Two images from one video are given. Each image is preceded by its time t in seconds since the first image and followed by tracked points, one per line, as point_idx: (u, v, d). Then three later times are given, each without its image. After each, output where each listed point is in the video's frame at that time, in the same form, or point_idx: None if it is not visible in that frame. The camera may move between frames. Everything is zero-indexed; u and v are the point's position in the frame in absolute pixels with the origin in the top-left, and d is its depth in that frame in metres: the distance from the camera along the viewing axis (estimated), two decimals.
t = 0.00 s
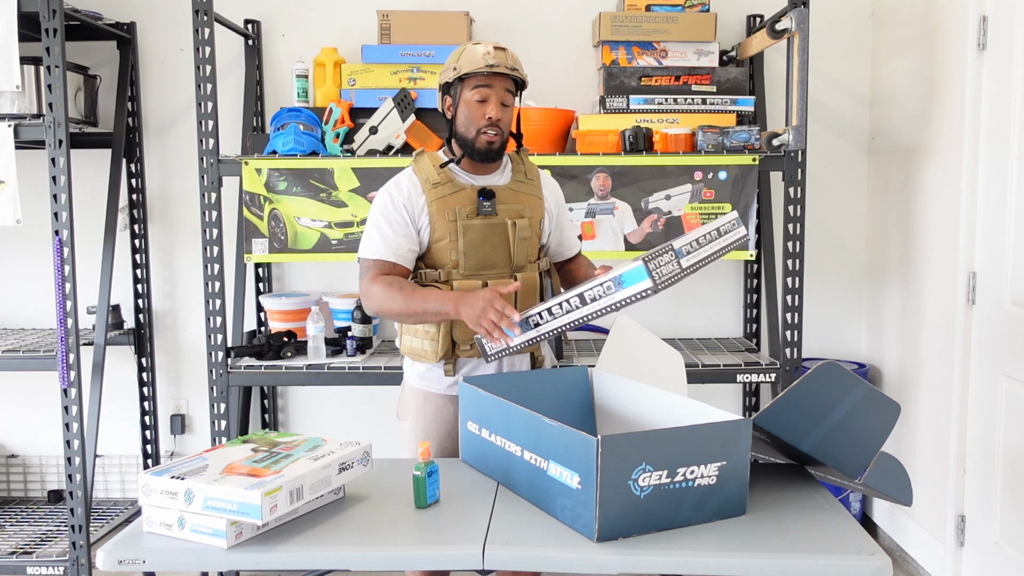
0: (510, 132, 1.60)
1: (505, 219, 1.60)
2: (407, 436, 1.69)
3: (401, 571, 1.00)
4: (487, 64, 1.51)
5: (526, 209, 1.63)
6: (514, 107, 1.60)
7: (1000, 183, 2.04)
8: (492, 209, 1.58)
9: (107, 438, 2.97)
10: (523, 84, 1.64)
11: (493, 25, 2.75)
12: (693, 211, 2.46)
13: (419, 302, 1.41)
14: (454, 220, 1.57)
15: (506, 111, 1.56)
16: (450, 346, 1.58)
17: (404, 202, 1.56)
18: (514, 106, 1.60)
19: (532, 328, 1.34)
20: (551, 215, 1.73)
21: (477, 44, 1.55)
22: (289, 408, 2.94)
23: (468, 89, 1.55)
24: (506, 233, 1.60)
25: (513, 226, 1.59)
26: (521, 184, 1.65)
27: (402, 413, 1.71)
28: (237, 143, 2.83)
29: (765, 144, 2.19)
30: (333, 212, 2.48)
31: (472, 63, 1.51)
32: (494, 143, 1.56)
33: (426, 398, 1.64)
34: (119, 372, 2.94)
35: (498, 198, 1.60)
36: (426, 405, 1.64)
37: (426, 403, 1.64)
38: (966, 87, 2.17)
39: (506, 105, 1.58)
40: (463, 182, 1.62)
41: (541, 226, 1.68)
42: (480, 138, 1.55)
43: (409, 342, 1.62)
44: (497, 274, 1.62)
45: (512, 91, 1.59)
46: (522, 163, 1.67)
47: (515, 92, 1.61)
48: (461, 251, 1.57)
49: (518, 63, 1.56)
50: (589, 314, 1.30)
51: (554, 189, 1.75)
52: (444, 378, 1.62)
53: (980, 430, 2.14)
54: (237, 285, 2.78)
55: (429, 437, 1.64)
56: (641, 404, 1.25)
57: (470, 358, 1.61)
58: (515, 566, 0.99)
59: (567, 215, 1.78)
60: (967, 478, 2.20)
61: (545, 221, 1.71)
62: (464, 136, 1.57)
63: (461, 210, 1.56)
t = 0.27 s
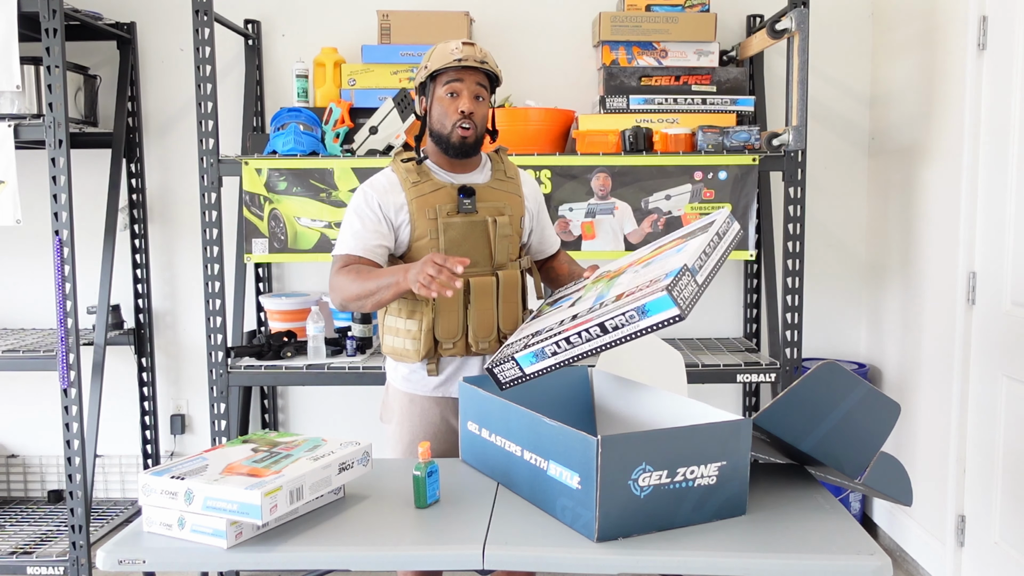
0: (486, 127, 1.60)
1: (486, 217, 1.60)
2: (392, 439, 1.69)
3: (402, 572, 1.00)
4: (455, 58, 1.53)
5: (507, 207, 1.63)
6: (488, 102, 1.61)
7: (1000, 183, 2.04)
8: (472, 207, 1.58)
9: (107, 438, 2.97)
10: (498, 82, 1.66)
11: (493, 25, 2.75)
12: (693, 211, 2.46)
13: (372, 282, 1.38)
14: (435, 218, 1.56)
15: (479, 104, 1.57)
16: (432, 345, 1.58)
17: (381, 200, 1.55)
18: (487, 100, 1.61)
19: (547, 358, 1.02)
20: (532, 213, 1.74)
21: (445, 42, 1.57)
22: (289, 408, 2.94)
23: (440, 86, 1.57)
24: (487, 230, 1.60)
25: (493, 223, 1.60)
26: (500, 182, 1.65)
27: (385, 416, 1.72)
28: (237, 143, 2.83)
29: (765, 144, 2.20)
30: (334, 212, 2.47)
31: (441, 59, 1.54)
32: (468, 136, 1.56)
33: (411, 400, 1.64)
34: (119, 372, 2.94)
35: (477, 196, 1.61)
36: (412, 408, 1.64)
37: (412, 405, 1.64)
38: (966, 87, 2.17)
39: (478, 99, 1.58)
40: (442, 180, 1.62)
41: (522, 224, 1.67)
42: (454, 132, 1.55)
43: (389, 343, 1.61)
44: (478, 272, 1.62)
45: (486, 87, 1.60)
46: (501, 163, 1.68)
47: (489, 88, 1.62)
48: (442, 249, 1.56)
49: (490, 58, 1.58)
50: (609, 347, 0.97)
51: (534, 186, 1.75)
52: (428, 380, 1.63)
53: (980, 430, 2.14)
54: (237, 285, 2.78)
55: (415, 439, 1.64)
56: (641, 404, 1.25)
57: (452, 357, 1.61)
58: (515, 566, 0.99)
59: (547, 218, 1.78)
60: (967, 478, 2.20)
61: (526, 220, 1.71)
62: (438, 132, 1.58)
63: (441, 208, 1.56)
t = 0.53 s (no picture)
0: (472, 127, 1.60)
1: (474, 217, 1.60)
2: (383, 440, 1.69)
3: (402, 572, 1.00)
4: (441, 59, 1.52)
5: (495, 207, 1.63)
6: (475, 102, 1.61)
7: (1000, 183, 2.04)
8: (459, 207, 1.58)
9: (108, 438, 2.97)
10: (484, 80, 1.65)
11: (493, 25, 2.75)
12: (693, 211, 2.46)
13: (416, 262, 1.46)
14: (422, 219, 1.56)
15: (466, 104, 1.57)
16: (420, 346, 1.58)
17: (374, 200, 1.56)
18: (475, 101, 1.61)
19: (529, 357, 1.03)
20: (521, 212, 1.73)
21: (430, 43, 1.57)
22: (289, 408, 2.94)
23: (426, 87, 1.57)
24: (474, 231, 1.60)
25: (481, 224, 1.59)
26: (488, 182, 1.65)
27: (378, 416, 1.72)
28: (237, 142, 2.83)
29: (765, 144, 2.19)
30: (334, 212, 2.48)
31: (426, 60, 1.54)
32: (456, 137, 1.56)
33: (402, 402, 1.64)
34: (119, 372, 2.94)
35: (465, 196, 1.60)
36: (403, 409, 1.64)
37: (403, 406, 1.64)
38: (966, 87, 2.17)
39: (465, 99, 1.58)
40: (430, 181, 1.62)
41: (512, 223, 1.67)
42: (440, 134, 1.55)
43: (378, 344, 1.62)
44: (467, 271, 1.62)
45: (472, 87, 1.60)
46: (490, 162, 1.67)
47: (475, 88, 1.62)
48: (429, 250, 1.57)
49: (475, 58, 1.58)
50: (595, 353, 0.97)
51: (523, 185, 1.74)
52: (418, 381, 1.63)
53: (981, 430, 2.14)
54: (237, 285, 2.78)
55: (405, 440, 1.64)
56: (641, 404, 1.25)
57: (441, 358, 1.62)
58: (515, 566, 0.99)
59: (540, 216, 1.78)
60: (967, 479, 2.20)
61: (515, 219, 1.71)
62: (425, 133, 1.57)
63: (428, 208, 1.56)
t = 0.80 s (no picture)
0: (481, 125, 1.60)
1: (483, 218, 1.59)
2: (389, 439, 1.69)
3: (402, 572, 1.00)
4: (447, 59, 1.53)
5: (504, 208, 1.63)
6: (482, 100, 1.61)
7: (1000, 184, 2.04)
8: (468, 208, 1.57)
9: (107, 438, 2.97)
10: (491, 78, 1.65)
11: (493, 25, 2.75)
12: (693, 211, 2.46)
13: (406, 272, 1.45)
14: (432, 219, 1.56)
15: (473, 103, 1.57)
16: (428, 346, 1.58)
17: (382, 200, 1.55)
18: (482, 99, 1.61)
19: (528, 359, 1.05)
20: (529, 214, 1.73)
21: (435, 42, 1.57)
22: (289, 408, 2.94)
23: (433, 87, 1.57)
24: (484, 231, 1.59)
25: (490, 224, 1.59)
26: (497, 183, 1.65)
27: (384, 416, 1.71)
28: (237, 142, 2.83)
29: (765, 144, 2.19)
30: (334, 212, 2.48)
31: (432, 60, 1.54)
32: (466, 136, 1.56)
33: (408, 402, 1.64)
34: (119, 372, 2.94)
35: (474, 196, 1.60)
36: (408, 409, 1.64)
37: (408, 406, 1.64)
38: (966, 87, 2.17)
39: (472, 97, 1.58)
40: (439, 181, 1.62)
41: (521, 225, 1.67)
42: (450, 133, 1.56)
43: (387, 343, 1.62)
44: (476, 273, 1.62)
45: (478, 85, 1.60)
46: (499, 164, 1.68)
47: (481, 85, 1.62)
48: (438, 250, 1.56)
49: (481, 56, 1.58)
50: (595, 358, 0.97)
51: (532, 187, 1.74)
52: (424, 381, 1.63)
53: (981, 431, 2.14)
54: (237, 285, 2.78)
55: (409, 439, 1.64)
56: (641, 404, 1.25)
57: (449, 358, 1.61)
58: (515, 566, 0.99)
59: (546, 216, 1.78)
60: (967, 479, 2.20)
61: (524, 220, 1.71)
62: (434, 134, 1.58)
63: (437, 208, 1.56)
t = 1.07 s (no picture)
0: (496, 125, 1.59)
1: (493, 218, 1.59)
2: (399, 439, 1.69)
3: (401, 572, 1.00)
4: (462, 58, 1.52)
5: (516, 209, 1.61)
6: (497, 100, 1.60)
7: (1000, 183, 2.04)
8: (479, 208, 1.57)
9: (107, 438, 2.97)
10: (507, 77, 1.64)
11: (493, 25, 2.75)
12: (693, 211, 2.46)
13: (360, 297, 1.54)
14: (442, 219, 1.57)
15: (488, 103, 1.56)
16: (436, 345, 1.59)
17: (380, 207, 1.57)
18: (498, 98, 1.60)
19: (542, 371, 1.04)
20: (543, 216, 1.71)
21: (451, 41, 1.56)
22: (289, 408, 2.94)
23: (448, 86, 1.56)
24: (494, 231, 1.59)
25: (501, 225, 1.59)
26: (511, 183, 1.63)
27: (394, 416, 1.71)
28: (237, 142, 2.83)
29: (765, 144, 2.19)
30: (333, 212, 2.48)
31: (447, 59, 1.53)
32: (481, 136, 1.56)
33: (418, 403, 1.64)
34: (119, 372, 2.94)
35: (485, 197, 1.59)
36: (418, 410, 1.64)
37: (418, 407, 1.64)
38: (966, 87, 2.17)
39: (487, 97, 1.58)
40: (452, 181, 1.61)
41: (533, 226, 1.66)
42: (465, 134, 1.55)
43: (394, 342, 1.62)
44: (485, 274, 1.62)
45: (494, 85, 1.59)
46: (514, 163, 1.66)
47: (497, 85, 1.61)
48: (448, 250, 1.57)
49: (496, 55, 1.57)
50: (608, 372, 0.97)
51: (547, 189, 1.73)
52: (434, 382, 1.63)
53: (981, 431, 2.14)
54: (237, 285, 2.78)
55: (416, 439, 1.64)
56: (641, 404, 1.25)
57: (457, 358, 1.63)
58: (515, 566, 0.99)
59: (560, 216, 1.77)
60: (967, 479, 2.20)
61: (536, 222, 1.69)
62: (448, 133, 1.57)
63: (448, 208, 1.56)
